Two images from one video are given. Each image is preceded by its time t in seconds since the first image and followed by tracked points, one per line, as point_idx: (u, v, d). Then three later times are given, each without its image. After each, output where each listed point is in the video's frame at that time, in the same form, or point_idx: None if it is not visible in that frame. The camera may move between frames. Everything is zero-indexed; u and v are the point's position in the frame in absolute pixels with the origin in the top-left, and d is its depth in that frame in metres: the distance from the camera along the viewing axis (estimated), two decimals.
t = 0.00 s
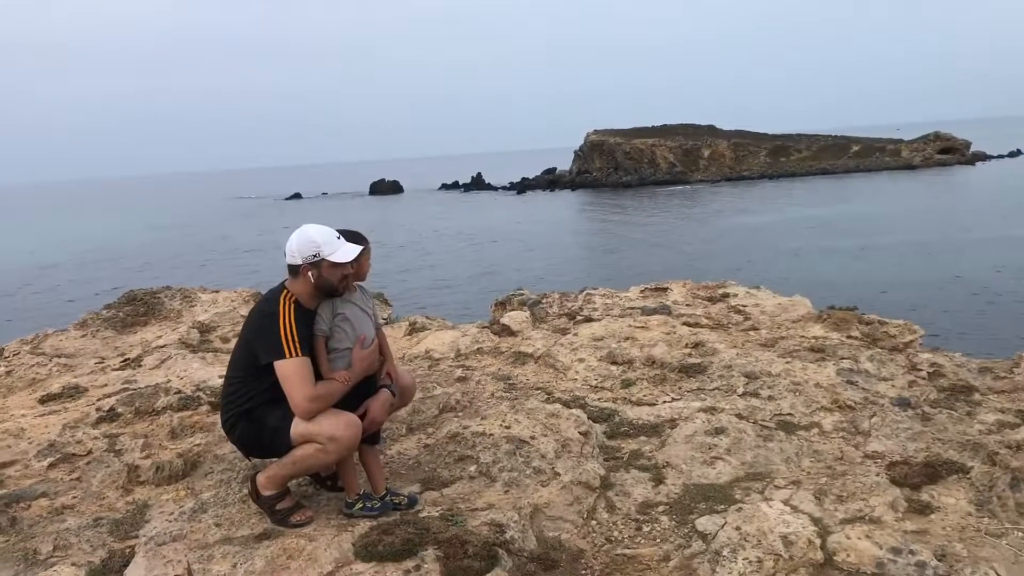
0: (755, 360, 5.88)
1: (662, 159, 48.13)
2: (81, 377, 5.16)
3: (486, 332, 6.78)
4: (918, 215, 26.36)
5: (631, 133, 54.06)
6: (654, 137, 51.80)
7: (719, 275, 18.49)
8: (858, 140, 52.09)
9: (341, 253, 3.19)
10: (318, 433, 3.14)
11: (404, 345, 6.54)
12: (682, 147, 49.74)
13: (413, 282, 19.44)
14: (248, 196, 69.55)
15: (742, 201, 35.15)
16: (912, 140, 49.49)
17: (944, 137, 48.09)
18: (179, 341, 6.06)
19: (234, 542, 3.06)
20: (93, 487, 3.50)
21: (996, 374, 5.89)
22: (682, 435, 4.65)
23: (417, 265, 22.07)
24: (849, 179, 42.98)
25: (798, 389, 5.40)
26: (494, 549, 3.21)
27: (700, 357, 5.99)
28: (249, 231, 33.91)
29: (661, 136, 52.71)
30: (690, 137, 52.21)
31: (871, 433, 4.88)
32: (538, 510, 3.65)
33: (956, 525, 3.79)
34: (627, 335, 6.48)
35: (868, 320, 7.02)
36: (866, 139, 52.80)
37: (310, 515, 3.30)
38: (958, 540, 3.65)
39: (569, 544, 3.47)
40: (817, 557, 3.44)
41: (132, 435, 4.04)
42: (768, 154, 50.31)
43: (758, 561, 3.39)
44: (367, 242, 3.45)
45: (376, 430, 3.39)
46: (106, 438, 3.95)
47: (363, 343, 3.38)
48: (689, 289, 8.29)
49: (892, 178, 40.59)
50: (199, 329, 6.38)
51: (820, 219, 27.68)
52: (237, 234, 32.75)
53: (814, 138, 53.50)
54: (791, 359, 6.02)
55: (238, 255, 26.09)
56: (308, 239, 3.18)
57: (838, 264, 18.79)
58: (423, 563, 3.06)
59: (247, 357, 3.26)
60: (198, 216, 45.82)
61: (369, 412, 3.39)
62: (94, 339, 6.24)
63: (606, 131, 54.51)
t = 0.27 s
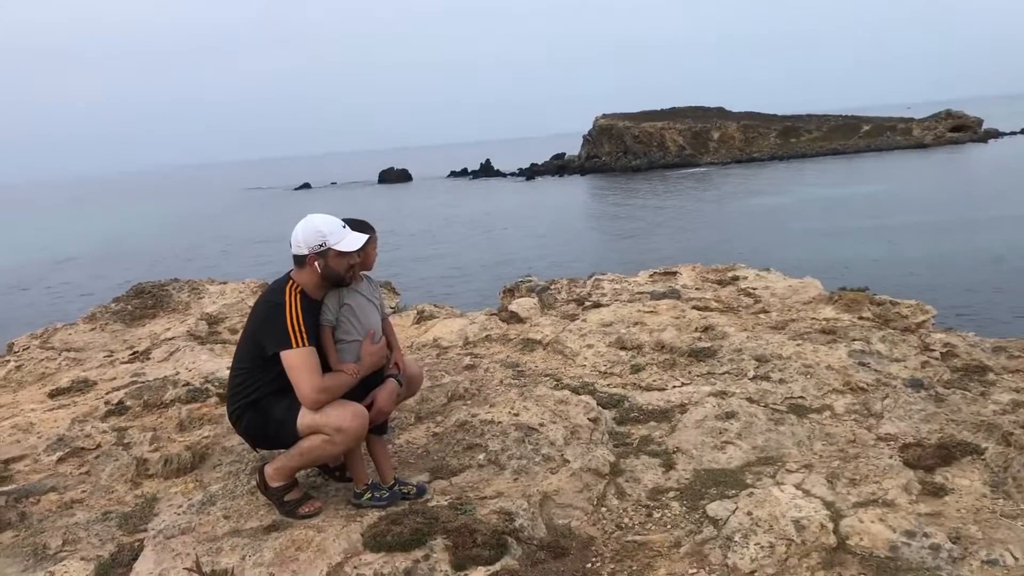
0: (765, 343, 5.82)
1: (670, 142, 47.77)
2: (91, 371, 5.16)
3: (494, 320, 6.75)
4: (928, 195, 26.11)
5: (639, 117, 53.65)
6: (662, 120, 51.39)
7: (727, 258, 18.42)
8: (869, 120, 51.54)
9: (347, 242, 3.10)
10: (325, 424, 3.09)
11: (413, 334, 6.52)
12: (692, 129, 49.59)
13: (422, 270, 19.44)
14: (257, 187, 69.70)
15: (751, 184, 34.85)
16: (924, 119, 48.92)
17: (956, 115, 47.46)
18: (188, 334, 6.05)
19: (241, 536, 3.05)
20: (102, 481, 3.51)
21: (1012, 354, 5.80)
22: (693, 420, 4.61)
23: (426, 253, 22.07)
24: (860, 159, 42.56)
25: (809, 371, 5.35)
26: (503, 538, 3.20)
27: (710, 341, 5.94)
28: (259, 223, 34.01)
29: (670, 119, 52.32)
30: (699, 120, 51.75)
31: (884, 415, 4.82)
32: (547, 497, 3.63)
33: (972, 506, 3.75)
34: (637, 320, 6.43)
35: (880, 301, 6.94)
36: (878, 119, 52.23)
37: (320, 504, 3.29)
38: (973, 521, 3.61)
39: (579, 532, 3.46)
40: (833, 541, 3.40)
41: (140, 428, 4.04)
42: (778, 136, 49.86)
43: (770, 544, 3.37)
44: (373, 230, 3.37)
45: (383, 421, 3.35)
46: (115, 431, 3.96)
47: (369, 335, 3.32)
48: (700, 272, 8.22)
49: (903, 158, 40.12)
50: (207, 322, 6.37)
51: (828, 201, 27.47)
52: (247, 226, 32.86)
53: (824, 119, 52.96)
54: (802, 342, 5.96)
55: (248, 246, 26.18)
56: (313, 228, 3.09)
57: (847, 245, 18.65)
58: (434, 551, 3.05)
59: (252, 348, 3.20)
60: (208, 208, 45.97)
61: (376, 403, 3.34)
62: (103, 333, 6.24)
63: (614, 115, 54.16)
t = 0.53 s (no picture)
0: (780, 328, 5.73)
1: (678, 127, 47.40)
2: (100, 363, 5.14)
3: (505, 307, 6.68)
4: (941, 176, 25.81)
5: (646, 102, 53.25)
6: (670, 105, 50.98)
7: (737, 242, 18.27)
8: (880, 102, 50.97)
9: (355, 230, 3.01)
10: (336, 415, 3.03)
11: (422, 323, 6.47)
12: (701, 114, 49.31)
13: (430, 258, 19.39)
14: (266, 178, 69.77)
15: (761, 168, 34.54)
16: (936, 100, 48.33)
17: (968, 95, 46.85)
18: (197, 324, 6.02)
19: (251, 529, 3.01)
20: (111, 475, 3.48)
21: None
22: (707, 407, 4.53)
23: (434, 241, 22.02)
24: (871, 141, 42.12)
25: (825, 356, 5.26)
26: (516, 528, 3.15)
27: (724, 326, 5.85)
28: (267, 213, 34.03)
29: (678, 103, 51.90)
30: (707, 104, 51.30)
31: (902, 400, 4.73)
32: (560, 486, 3.57)
33: (995, 491, 3.66)
34: (649, 306, 6.34)
35: (895, 283, 6.82)
36: (888, 100, 51.63)
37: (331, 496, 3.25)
38: (996, 507, 3.53)
39: (594, 522, 3.40)
40: (852, 528, 3.34)
41: (149, 420, 4.01)
42: (787, 119, 49.40)
43: (788, 532, 3.30)
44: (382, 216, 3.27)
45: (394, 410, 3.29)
46: (123, 424, 3.93)
47: (380, 324, 3.23)
48: (712, 257, 8.12)
49: (915, 139, 39.64)
50: (216, 312, 6.33)
51: (839, 184, 27.21)
52: (256, 217, 32.90)
53: (834, 101, 52.40)
54: (817, 326, 5.87)
55: (256, 236, 26.20)
56: (321, 217, 3.00)
57: (858, 228, 18.48)
58: (446, 542, 3.00)
59: (260, 338, 3.13)
60: (217, 199, 46.06)
61: (387, 392, 3.27)
62: (111, 325, 6.22)
63: (621, 100, 53.77)
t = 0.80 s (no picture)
0: (792, 324, 5.62)
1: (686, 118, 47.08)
2: (104, 362, 5.10)
3: (511, 303, 6.60)
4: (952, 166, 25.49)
5: (654, 92, 52.91)
6: (677, 95, 50.63)
7: (746, 235, 18.07)
8: (889, 91, 50.48)
9: (361, 227, 2.87)
10: (340, 419, 2.90)
11: (429, 319, 6.39)
12: (709, 105, 49.02)
13: (437, 251, 19.32)
14: (273, 171, 69.80)
15: (769, 159, 34.25)
16: (946, 89, 47.83)
17: (979, 84, 46.30)
18: (201, 322, 5.96)
19: (253, 534, 2.95)
20: (111, 477, 3.42)
21: None
22: (718, 406, 4.44)
23: (441, 235, 21.94)
24: (880, 130, 41.73)
25: (838, 353, 5.15)
26: (523, 533, 3.07)
27: (734, 323, 5.75)
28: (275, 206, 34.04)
29: (685, 94, 51.55)
30: (715, 94, 50.91)
31: (918, 398, 4.63)
32: (568, 489, 3.49)
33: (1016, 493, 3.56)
34: (658, 302, 6.25)
35: (909, 278, 6.69)
36: (898, 89, 51.13)
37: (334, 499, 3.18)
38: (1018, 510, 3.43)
39: (603, 527, 3.32)
40: (869, 533, 3.25)
41: (150, 421, 3.95)
42: (796, 109, 49.01)
43: (803, 538, 3.21)
44: (387, 212, 3.14)
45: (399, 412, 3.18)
46: (124, 425, 3.87)
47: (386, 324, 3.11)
48: (722, 251, 8.00)
49: (926, 129, 39.22)
50: (220, 309, 6.28)
51: (849, 174, 26.93)
52: (263, 210, 32.92)
53: (842, 91, 51.95)
54: (830, 322, 5.76)
55: (263, 230, 26.21)
56: (325, 214, 2.86)
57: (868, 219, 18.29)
58: (452, 547, 2.93)
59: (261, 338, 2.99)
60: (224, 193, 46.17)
61: (392, 394, 3.17)
62: (115, 322, 6.18)
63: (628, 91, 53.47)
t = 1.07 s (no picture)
0: (799, 327, 5.53)
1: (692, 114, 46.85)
2: (101, 365, 5.04)
3: (514, 304, 6.51)
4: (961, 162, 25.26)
5: (659, 89, 52.68)
6: (683, 92, 50.40)
7: (753, 232, 17.90)
8: (897, 87, 50.17)
9: (360, 231, 2.80)
10: (336, 426, 2.81)
11: (430, 321, 6.32)
12: (715, 101, 48.81)
13: (442, 249, 19.25)
14: (279, 168, 69.88)
15: (776, 155, 34.04)
16: (954, 84, 47.49)
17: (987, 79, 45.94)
18: (200, 324, 5.90)
19: (247, 546, 2.87)
20: (105, 485, 3.35)
21: None
22: (724, 412, 4.36)
23: (446, 233, 21.88)
24: (888, 126, 41.45)
25: (846, 356, 5.06)
26: (524, 544, 2.99)
27: (740, 325, 5.66)
28: (279, 204, 34.04)
29: (691, 91, 51.33)
30: (721, 90, 50.67)
31: (928, 404, 4.53)
32: (570, 498, 3.42)
33: None
34: (663, 304, 6.16)
35: (919, 279, 6.58)
36: (905, 85, 50.79)
37: (330, 509, 3.10)
38: None
39: (605, 538, 3.24)
40: (879, 544, 3.16)
41: (146, 426, 3.88)
42: (802, 105, 48.75)
43: (811, 550, 3.12)
44: (387, 216, 3.06)
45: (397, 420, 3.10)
46: (120, 431, 3.81)
47: (384, 331, 3.02)
48: (728, 251, 7.91)
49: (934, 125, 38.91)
50: (219, 311, 6.21)
51: (857, 170, 26.72)
52: (268, 208, 32.91)
53: (849, 87, 51.63)
54: (837, 324, 5.67)
55: (267, 228, 26.19)
56: (323, 218, 2.78)
57: (876, 216, 18.13)
58: (451, 558, 2.85)
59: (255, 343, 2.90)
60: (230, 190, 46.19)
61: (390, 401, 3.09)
62: (115, 324, 6.13)
63: (634, 88, 53.25)
